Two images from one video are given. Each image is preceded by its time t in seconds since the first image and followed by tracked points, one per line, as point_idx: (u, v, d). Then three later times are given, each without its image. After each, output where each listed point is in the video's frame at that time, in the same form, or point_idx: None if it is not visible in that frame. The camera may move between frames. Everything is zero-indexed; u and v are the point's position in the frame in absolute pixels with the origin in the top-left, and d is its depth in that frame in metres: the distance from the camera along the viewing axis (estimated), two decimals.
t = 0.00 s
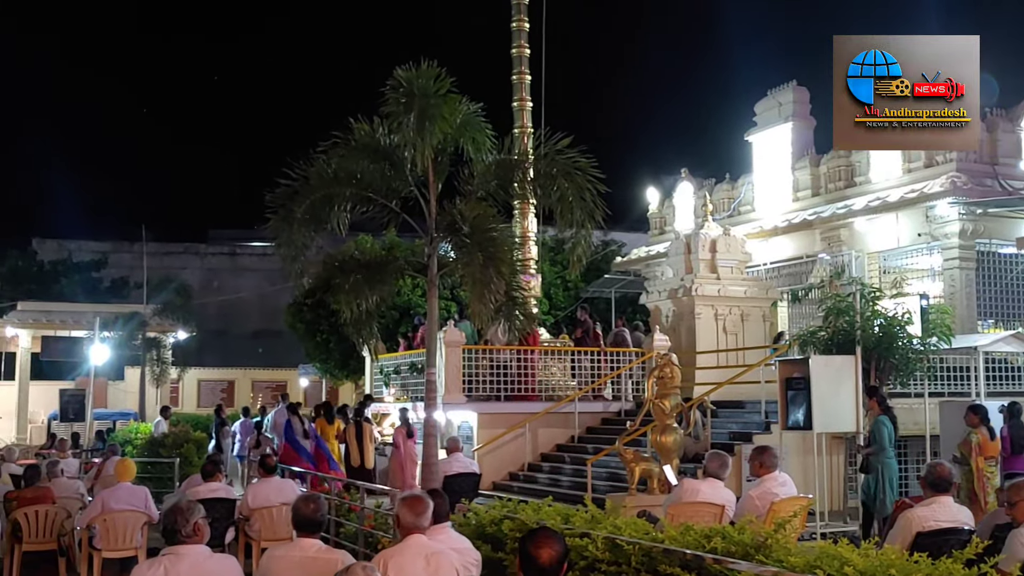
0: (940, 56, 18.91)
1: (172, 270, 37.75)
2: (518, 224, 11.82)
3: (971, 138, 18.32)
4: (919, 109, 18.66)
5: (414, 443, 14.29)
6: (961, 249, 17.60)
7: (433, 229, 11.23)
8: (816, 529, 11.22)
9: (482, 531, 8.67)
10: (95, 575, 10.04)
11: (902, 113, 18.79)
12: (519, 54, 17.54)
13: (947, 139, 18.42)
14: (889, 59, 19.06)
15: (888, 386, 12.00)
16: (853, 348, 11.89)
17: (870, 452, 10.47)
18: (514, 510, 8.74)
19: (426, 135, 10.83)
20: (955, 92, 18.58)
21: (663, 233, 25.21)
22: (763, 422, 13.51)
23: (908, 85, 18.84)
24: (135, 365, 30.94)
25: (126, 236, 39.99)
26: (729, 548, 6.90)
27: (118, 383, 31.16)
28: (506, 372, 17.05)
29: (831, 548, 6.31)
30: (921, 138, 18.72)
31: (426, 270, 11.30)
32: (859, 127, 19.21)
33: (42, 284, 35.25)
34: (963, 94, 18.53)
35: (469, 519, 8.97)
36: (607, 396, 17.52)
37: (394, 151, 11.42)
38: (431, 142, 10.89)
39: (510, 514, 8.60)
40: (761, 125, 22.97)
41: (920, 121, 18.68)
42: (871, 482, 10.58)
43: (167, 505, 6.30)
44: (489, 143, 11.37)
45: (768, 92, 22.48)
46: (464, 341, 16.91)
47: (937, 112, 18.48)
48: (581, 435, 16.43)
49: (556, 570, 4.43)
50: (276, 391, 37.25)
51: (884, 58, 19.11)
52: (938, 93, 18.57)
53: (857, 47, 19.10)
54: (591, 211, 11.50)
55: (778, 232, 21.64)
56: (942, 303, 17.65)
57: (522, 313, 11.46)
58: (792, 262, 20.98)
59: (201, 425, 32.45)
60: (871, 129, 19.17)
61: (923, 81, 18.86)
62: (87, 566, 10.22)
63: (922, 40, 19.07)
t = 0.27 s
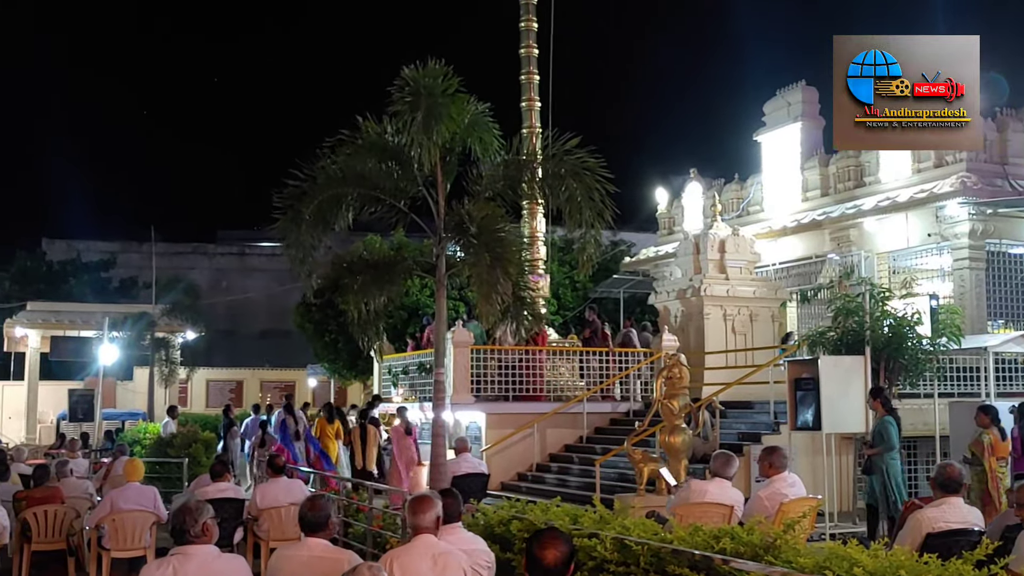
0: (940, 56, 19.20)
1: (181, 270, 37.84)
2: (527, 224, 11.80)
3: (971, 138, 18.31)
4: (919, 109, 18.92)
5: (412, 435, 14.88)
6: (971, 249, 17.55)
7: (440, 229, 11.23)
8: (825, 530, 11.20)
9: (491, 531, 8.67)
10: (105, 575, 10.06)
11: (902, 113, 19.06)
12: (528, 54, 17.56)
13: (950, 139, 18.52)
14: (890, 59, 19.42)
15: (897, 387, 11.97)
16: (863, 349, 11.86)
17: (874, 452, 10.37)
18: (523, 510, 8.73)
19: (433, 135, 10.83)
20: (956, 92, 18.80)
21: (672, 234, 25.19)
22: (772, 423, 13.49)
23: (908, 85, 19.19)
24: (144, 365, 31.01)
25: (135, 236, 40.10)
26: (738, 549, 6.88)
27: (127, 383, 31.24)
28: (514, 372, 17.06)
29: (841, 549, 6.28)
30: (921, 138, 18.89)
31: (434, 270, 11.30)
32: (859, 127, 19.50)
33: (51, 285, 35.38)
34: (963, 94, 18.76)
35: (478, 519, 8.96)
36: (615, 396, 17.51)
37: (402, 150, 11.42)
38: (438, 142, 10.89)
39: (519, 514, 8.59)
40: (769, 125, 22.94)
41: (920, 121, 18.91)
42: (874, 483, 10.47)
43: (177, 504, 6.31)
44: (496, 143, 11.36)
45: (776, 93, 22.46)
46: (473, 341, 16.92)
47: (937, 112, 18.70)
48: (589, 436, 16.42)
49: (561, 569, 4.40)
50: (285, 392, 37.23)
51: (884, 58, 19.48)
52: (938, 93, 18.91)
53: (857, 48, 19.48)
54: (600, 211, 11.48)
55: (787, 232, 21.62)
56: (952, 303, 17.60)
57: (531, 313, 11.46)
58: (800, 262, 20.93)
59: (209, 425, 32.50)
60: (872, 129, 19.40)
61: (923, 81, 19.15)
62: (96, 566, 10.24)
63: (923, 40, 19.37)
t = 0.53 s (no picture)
0: (940, 56, 19.21)
1: (187, 269, 37.90)
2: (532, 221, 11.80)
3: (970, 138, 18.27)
4: (919, 109, 18.93)
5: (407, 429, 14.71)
6: (977, 247, 17.52)
7: (445, 227, 11.24)
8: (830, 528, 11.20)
9: (496, 528, 8.68)
10: (111, 573, 10.08)
11: (902, 113, 19.10)
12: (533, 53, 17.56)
13: (949, 139, 18.49)
14: (890, 59, 19.47)
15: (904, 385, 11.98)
16: (869, 347, 11.85)
17: (874, 449, 10.32)
18: (528, 508, 8.73)
19: (436, 133, 10.83)
20: (955, 92, 18.77)
21: (677, 232, 25.18)
22: (778, 421, 13.49)
23: (908, 84, 19.22)
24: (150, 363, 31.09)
25: (140, 235, 40.16)
26: (743, 547, 6.87)
27: (132, 381, 31.31)
28: (519, 370, 17.08)
29: (846, 547, 6.26)
30: (921, 137, 18.95)
31: (439, 268, 11.31)
32: (860, 126, 19.69)
33: (57, 283, 35.47)
34: (962, 94, 18.69)
35: (482, 517, 8.97)
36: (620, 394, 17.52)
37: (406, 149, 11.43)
38: (442, 140, 10.88)
39: (524, 512, 8.59)
40: (775, 123, 22.93)
41: (920, 121, 18.91)
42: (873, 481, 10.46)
43: (182, 502, 6.30)
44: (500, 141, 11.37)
45: (782, 91, 22.47)
46: (478, 339, 16.94)
47: (935, 112, 18.66)
48: (595, 433, 16.43)
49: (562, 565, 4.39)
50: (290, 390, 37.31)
51: (884, 58, 19.53)
52: (938, 92, 18.88)
53: (857, 48, 19.55)
54: (604, 208, 11.49)
55: (792, 230, 21.61)
56: (958, 301, 17.56)
57: (536, 310, 11.47)
58: (806, 260, 20.91)
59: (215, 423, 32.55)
60: (874, 128, 19.53)
61: (923, 81, 19.17)
62: (102, 564, 10.25)
63: (923, 40, 19.39)
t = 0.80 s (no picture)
0: (940, 56, 19.04)
1: (190, 269, 37.91)
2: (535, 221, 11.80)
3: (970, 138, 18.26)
4: (919, 108, 18.81)
5: (402, 438, 14.40)
6: (981, 246, 17.48)
7: (449, 227, 11.24)
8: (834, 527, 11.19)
9: (499, 529, 8.67)
10: (114, 573, 10.09)
11: (902, 113, 18.96)
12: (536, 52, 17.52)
13: (948, 139, 18.53)
14: (889, 58, 19.26)
15: (907, 385, 11.98)
16: (872, 346, 11.86)
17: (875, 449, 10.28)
18: (531, 508, 8.73)
19: (438, 133, 10.82)
20: (955, 92, 18.61)
21: (680, 231, 25.17)
22: (782, 421, 13.47)
23: (908, 84, 18.99)
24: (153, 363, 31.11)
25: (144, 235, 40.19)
26: (746, 547, 6.85)
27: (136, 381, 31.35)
28: (522, 369, 17.09)
29: (850, 548, 6.25)
30: (921, 137, 18.88)
31: (443, 268, 11.31)
32: (858, 127, 19.52)
33: (60, 283, 35.52)
34: (962, 94, 18.55)
35: (485, 517, 8.96)
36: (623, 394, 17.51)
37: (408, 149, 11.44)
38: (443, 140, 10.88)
39: (526, 512, 8.58)
40: (778, 123, 22.95)
41: (920, 121, 18.80)
42: (875, 480, 10.46)
43: (184, 503, 6.29)
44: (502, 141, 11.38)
45: (785, 90, 22.52)
46: (481, 339, 16.94)
47: (936, 112, 18.57)
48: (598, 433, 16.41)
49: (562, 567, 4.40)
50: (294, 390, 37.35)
51: (883, 58, 19.33)
52: (937, 92, 18.68)
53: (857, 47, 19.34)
54: (607, 208, 11.49)
55: (795, 229, 21.59)
56: (961, 301, 17.53)
57: (539, 310, 11.46)
58: (809, 260, 20.89)
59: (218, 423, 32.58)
60: (872, 128, 19.44)
61: (922, 80, 19.01)
62: (105, 564, 10.27)
63: (924, 40, 19.23)
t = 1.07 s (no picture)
0: (940, 56, 19.14)
1: (193, 269, 37.96)
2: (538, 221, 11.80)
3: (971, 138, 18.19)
4: (919, 108, 18.90)
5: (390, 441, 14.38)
6: (984, 246, 17.49)
7: (451, 227, 11.24)
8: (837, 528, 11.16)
9: (502, 529, 8.66)
10: (117, 573, 10.09)
11: (901, 113, 19.07)
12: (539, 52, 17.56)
13: (948, 139, 18.47)
14: (890, 58, 19.40)
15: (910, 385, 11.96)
16: (875, 346, 11.89)
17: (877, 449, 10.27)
18: (534, 508, 8.72)
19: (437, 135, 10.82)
20: (955, 92, 18.70)
21: (683, 232, 25.16)
22: (785, 421, 13.46)
23: (908, 84, 19.15)
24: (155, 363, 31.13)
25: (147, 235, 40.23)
26: (750, 547, 6.85)
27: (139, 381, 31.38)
28: (525, 369, 17.10)
29: (853, 547, 6.25)
30: (921, 137, 18.91)
31: (445, 268, 11.32)
32: (859, 127, 19.58)
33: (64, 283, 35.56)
34: (961, 93, 18.66)
35: (488, 517, 8.96)
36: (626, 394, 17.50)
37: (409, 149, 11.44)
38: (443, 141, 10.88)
39: (529, 512, 8.57)
40: (781, 123, 22.96)
41: (920, 121, 18.89)
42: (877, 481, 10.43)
43: (188, 502, 6.30)
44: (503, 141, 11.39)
45: (788, 91, 22.50)
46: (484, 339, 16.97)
47: (935, 112, 18.65)
48: (601, 433, 16.39)
49: (565, 565, 4.41)
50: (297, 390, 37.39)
51: (883, 58, 19.48)
52: (937, 92, 18.85)
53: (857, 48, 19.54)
54: (609, 208, 11.51)
55: (798, 230, 21.57)
56: (965, 301, 17.52)
57: (542, 310, 11.47)
58: (812, 260, 20.87)
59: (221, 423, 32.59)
60: (873, 128, 19.43)
61: (922, 81, 19.14)
62: (108, 564, 10.27)
63: (924, 40, 19.32)
